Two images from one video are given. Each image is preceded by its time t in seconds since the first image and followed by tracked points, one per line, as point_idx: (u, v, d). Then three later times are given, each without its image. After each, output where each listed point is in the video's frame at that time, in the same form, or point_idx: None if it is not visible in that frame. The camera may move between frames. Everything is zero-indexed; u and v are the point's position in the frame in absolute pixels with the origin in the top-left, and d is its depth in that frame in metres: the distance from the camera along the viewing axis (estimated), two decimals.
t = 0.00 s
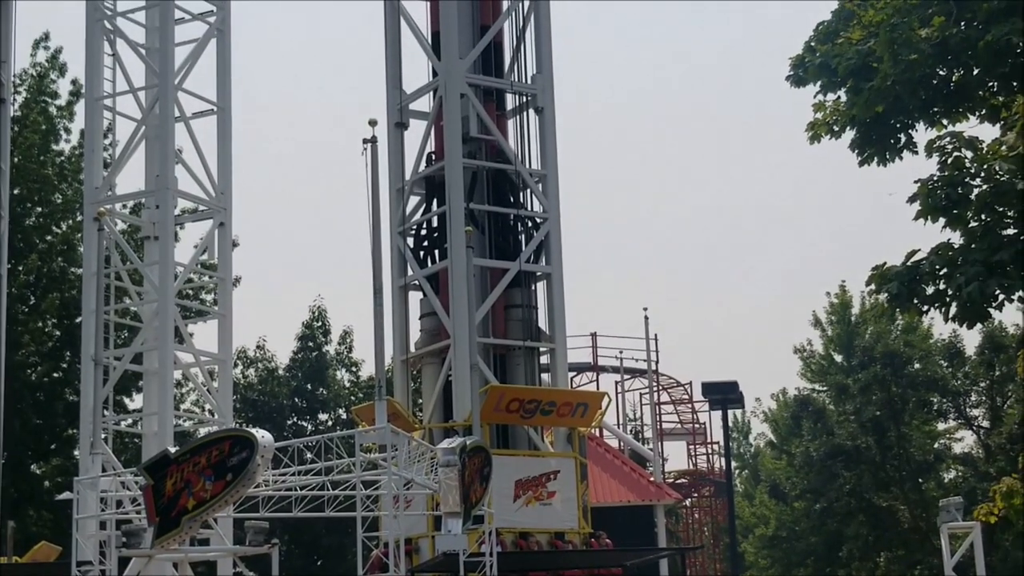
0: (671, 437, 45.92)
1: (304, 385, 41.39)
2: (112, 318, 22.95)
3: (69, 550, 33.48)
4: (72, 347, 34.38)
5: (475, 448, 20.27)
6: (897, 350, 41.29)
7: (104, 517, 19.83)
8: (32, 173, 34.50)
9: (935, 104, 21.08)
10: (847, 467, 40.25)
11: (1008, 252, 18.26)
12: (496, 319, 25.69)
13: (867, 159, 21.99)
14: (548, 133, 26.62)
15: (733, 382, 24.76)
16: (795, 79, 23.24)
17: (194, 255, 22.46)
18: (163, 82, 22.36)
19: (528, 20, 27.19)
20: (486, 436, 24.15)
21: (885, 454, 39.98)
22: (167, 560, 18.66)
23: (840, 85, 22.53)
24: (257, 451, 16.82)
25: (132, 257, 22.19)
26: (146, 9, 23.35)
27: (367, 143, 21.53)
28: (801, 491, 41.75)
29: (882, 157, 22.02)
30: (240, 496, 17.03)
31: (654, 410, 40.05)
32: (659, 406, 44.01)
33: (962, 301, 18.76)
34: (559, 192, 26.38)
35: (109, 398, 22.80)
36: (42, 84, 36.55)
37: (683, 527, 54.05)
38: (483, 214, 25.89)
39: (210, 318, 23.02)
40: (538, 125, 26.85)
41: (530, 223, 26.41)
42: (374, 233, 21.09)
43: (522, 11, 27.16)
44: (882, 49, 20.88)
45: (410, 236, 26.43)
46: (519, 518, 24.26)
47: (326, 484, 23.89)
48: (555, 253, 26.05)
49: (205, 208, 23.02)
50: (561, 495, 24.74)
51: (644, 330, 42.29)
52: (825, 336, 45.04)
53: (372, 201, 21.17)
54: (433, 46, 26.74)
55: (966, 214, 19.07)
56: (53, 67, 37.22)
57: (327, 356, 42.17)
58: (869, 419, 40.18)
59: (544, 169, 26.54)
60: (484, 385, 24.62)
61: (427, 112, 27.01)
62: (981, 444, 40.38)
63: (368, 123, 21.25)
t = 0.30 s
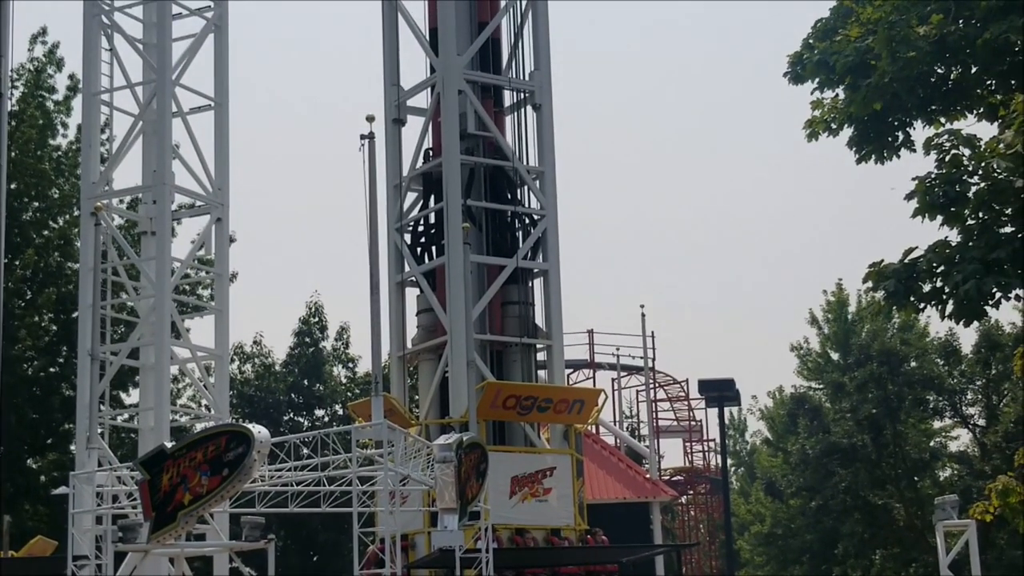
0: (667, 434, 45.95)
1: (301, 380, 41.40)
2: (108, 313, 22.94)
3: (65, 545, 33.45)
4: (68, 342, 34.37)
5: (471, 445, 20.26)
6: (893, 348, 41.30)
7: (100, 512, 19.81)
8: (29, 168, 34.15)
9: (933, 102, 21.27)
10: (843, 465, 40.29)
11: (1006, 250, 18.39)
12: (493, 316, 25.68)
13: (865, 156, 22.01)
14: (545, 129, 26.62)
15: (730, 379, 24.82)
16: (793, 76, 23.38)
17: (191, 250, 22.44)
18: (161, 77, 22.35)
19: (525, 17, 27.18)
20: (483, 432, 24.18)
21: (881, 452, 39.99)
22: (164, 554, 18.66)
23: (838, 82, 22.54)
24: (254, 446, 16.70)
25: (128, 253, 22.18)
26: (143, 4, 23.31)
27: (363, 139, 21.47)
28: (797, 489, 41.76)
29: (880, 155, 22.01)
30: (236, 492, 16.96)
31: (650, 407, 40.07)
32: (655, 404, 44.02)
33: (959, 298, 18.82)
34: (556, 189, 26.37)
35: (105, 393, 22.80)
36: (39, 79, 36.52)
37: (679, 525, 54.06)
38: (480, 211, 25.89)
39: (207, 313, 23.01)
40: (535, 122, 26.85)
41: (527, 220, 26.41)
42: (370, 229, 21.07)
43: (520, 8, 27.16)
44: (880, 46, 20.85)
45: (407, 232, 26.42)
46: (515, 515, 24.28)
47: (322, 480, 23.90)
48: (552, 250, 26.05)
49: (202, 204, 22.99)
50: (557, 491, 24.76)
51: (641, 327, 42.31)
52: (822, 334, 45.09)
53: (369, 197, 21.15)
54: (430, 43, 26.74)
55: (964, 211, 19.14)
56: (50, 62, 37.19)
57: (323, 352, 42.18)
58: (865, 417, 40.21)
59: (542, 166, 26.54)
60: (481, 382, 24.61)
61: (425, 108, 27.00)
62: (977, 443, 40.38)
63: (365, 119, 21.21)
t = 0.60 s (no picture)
0: (664, 427, 45.99)
1: (299, 372, 41.42)
2: (107, 305, 22.94)
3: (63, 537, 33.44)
4: (66, 334, 34.38)
5: (469, 437, 20.29)
6: (891, 341, 41.09)
7: (99, 503, 19.83)
8: (26, 160, 34.37)
9: (932, 95, 21.24)
10: (840, 457, 40.35)
11: (1004, 242, 18.46)
12: (491, 308, 25.70)
13: (863, 149, 21.96)
14: (543, 121, 26.61)
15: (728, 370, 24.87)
16: (791, 68, 23.28)
17: (188, 243, 22.44)
18: (159, 69, 22.32)
19: (523, 9, 27.16)
20: (481, 424, 24.20)
21: (878, 444, 40.04)
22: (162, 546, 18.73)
23: (836, 75, 22.51)
24: (252, 438, 16.81)
25: (127, 245, 22.18)
26: None
27: (361, 131, 21.43)
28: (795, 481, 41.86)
29: (878, 147, 21.95)
30: (236, 483, 16.95)
31: (648, 399, 40.11)
32: (653, 396, 44.06)
33: (958, 291, 18.74)
34: (554, 181, 26.37)
35: (104, 385, 22.81)
36: (36, 71, 36.48)
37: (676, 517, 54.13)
38: (478, 203, 25.90)
39: (205, 305, 23.00)
40: (533, 115, 26.84)
41: (525, 212, 26.41)
42: (368, 221, 21.07)
43: None
44: (879, 38, 20.83)
45: (405, 224, 26.41)
46: (513, 507, 24.30)
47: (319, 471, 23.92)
48: (550, 242, 26.06)
49: (200, 196, 22.98)
50: (555, 483, 24.80)
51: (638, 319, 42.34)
52: (820, 326, 45.16)
53: (368, 189, 21.15)
54: (428, 35, 26.72)
55: (962, 203, 19.12)
56: (47, 54, 37.14)
57: (321, 344, 42.19)
58: (863, 409, 40.22)
59: (539, 158, 26.54)
60: (479, 374, 24.63)
61: (422, 100, 26.98)
62: (974, 435, 40.40)
63: (363, 111, 21.18)
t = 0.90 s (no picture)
0: (664, 412, 46.04)
1: (299, 355, 41.46)
2: (107, 287, 22.92)
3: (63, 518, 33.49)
4: (66, 316, 34.41)
5: (469, 420, 20.33)
6: (891, 328, 41.10)
7: (99, 484, 19.86)
8: (26, 141, 34.34)
9: (934, 81, 21.20)
10: (839, 443, 40.41)
11: (1006, 229, 18.44)
12: (491, 292, 25.71)
13: (865, 135, 21.96)
14: (545, 106, 26.60)
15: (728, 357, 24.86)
16: (793, 53, 23.14)
17: (189, 225, 22.44)
18: (159, 51, 22.27)
19: None
20: (480, 408, 24.22)
21: (877, 430, 40.14)
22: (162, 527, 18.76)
23: (839, 60, 22.48)
24: (252, 420, 16.79)
25: (127, 227, 22.16)
26: None
27: (363, 114, 21.42)
28: (794, 467, 42.06)
29: (881, 134, 21.93)
30: (235, 465, 17.02)
31: (648, 384, 40.15)
32: (653, 381, 44.10)
33: (959, 277, 18.84)
34: (555, 166, 26.35)
35: (104, 366, 22.81)
36: (37, 52, 36.43)
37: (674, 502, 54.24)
38: (479, 187, 25.91)
39: (205, 288, 22.99)
40: (535, 99, 26.82)
41: (526, 196, 26.42)
42: (369, 204, 21.07)
43: None
44: (882, 24, 20.88)
45: (406, 208, 26.41)
46: (512, 490, 24.33)
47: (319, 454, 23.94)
48: (551, 227, 26.05)
49: (200, 178, 22.96)
50: (554, 467, 24.84)
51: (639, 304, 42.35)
52: (820, 313, 45.22)
53: (369, 172, 21.14)
54: (429, 18, 26.68)
55: (964, 189, 19.11)
56: (48, 35, 37.10)
57: (321, 327, 42.23)
58: (863, 395, 40.27)
59: (541, 142, 26.53)
60: (479, 358, 24.65)
61: (424, 84, 26.96)
62: (973, 421, 40.47)
63: (364, 94, 21.15)
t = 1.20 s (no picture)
0: (658, 389, 46.09)
1: (293, 333, 41.44)
2: (101, 264, 22.85)
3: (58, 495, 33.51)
4: (60, 294, 34.33)
5: (464, 398, 20.39)
6: (885, 304, 41.05)
7: (94, 462, 19.88)
8: (19, 117, 34.28)
9: (929, 58, 21.39)
10: (833, 420, 40.50)
11: (1000, 206, 18.44)
12: (486, 270, 25.70)
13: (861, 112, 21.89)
14: (540, 83, 26.54)
15: (721, 332, 23.82)
16: (789, 30, 23.11)
17: (183, 202, 22.41)
18: (153, 27, 22.19)
19: None
20: (475, 385, 24.23)
21: (871, 407, 40.18)
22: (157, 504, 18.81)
23: (835, 37, 22.40)
24: (247, 398, 16.95)
25: (121, 204, 22.09)
26: None
27: (357, 91, 21.38)
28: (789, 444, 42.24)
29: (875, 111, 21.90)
30: (230, 442, 17.07)
31: (642, 361, 40.19)
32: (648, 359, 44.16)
33: (953, 254, 18.89)
34: (550, 143, 26.31)
35: (98, 344, 22.76)
36: (30, 28, 36.22)
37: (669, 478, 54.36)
38: (474, 164, 25.87)
39: (199, 265, 22.95)
40: (530, 76, 26.76)
41: (521, 173, 26.38)
42: (364, 181, 21.03)
43: None
44: None
45: (400, 185, 26.37)
46: (507, 468, 24.35)
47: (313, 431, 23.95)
48: (546, 204, 26.02)
49: (194, 155, 22.92)
50: (548, 444, 24.88)
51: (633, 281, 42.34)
52: (814, 290, 45.25)
53: (364, 149, 21.10)
54: None
55: (959, 166, 19.08)
56: (40, 11, 36.88)
57: (316, 305, 42.22)
58: (856, 371, 40.38)
59: (536, 120, 26.47)
60: (474, 336, 24.66)
61: (418, 61, 26.88)
62: (966, 398, 40.53)
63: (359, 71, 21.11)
